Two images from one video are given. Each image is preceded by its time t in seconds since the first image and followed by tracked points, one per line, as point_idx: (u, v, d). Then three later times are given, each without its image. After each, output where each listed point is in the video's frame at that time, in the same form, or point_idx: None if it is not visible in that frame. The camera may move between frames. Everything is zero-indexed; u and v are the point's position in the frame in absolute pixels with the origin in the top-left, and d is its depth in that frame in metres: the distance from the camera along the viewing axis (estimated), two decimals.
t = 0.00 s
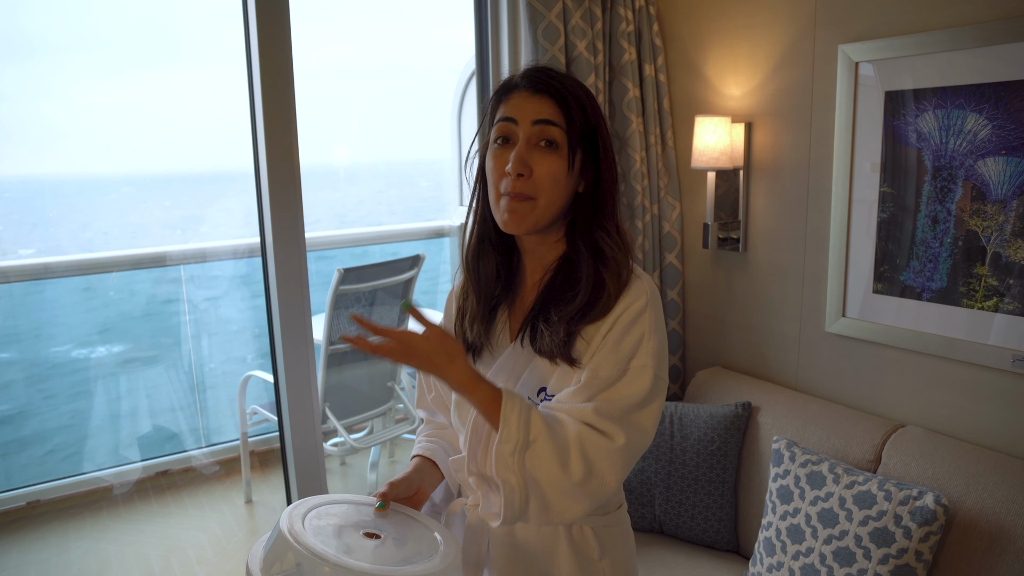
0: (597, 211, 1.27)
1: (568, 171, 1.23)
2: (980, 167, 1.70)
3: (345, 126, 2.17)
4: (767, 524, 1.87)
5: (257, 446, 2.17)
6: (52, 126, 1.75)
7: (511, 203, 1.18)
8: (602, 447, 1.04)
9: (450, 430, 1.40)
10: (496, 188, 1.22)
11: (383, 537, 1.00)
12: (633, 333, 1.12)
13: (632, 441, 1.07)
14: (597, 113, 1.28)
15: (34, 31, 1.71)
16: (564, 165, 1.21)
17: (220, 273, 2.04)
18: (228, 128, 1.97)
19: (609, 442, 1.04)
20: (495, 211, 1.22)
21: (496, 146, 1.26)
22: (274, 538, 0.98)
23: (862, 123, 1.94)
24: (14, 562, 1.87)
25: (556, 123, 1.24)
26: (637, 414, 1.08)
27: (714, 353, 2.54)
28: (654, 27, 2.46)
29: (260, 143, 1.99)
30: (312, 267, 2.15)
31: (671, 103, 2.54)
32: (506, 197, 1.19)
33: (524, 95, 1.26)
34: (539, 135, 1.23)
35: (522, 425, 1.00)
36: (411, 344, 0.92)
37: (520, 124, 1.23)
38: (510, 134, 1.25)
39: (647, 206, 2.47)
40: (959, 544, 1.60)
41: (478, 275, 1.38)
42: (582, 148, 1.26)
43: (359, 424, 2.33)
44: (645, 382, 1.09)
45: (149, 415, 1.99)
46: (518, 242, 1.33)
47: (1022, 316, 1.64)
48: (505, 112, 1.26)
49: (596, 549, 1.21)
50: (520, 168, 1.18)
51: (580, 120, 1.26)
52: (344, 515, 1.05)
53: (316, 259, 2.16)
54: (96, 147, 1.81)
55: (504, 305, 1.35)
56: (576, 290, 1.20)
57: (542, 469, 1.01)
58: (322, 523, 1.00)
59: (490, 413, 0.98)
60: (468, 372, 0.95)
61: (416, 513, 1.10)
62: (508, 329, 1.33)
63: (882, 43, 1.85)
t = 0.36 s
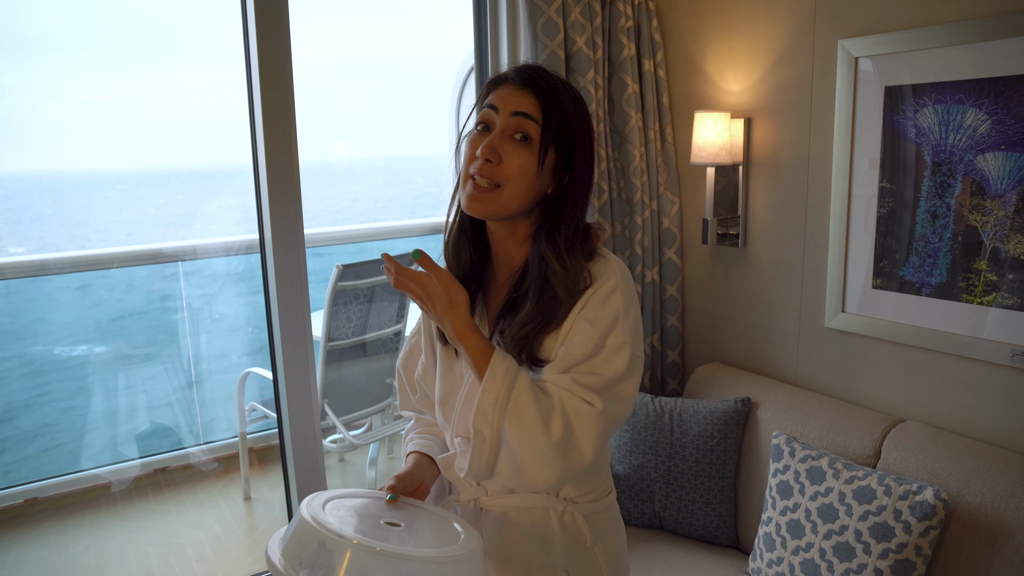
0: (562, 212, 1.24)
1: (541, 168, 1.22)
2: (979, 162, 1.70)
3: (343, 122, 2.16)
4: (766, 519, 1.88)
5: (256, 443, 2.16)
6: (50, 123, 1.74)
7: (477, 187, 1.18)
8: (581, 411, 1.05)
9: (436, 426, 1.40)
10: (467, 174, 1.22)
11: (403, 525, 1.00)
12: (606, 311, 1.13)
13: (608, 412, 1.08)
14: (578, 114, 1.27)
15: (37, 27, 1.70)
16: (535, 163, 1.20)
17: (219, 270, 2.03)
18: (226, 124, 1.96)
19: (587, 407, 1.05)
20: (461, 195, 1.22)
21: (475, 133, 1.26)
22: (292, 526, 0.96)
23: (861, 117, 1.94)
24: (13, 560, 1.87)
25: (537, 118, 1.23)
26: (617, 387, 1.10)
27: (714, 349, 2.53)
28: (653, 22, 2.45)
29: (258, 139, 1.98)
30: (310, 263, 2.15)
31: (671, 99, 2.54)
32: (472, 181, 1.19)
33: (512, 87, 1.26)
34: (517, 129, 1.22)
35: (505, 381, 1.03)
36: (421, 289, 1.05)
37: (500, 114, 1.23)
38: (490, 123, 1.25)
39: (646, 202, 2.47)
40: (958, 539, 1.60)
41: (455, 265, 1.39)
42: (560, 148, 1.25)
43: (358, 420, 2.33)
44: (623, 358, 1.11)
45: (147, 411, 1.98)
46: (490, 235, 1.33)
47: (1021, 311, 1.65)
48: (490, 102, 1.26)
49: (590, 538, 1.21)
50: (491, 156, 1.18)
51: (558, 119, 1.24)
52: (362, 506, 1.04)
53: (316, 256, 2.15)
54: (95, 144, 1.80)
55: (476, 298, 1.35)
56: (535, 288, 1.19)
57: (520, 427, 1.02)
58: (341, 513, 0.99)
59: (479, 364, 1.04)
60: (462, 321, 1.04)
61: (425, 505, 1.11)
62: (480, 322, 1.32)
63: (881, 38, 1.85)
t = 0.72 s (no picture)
0: (539, 219, 1.23)
1: (513, 182, 1.20)
2: (971, 163, 1.71)
3: (338, 123, 2.16)
4: (761, 520, 1.88)
5: (249, 445, 2.15)
6: (43, 123, 1.73)
7: (454, 212, 1.19)
8: (547, 429, 1.04)
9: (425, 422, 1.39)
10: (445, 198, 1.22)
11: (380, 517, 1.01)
12: (585, 319, 1.12)
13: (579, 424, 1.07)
14: (541, 117, 1.22)
15: (36, 28, 1.70)
16: (506, 179, 1.19)
17: (213, 272, 2.03)
18: (221, 125, 1.96)
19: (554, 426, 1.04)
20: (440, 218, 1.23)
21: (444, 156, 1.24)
22: (271, 513, 0.97)
23: (854, 119, 1.95)
24: (4, 564, 1.85)
25: (500, 131, 1.20)
26: (586, 399, 1.09)
27: (709, 350, 2.54)
28: (647, 24, 2.46)
29: (253, 140, 1.98)
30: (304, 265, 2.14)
31: (665, 100, 2.54)
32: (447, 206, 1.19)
33: (472, 103, 1.22)
34: (483, 146, 1.20)
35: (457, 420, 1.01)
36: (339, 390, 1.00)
37: (463, 137, 1.21)
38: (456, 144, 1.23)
39: (639, 203, 2.48)
40: (951, 538, 1.61)
41: (444, 271, 1.38)
42: (528, 155, 1.22)
43: (352, 422, 2.32)
44: (599, 365, 1.10)
45: (140, 414, 1.97)
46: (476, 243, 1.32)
47: (1013, 312, 1.66)
48: (453, 121, 1.23)
49: (575, 536, 1.22)
50: (460, 181, 1.17)
51: (520, 128, 1.20)
52: (341, 497, 1.05)
53: (310, 257, 2.15)
54: (88, 144, 1.79)
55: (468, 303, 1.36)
56: (518, 299, 1.20)
57: (483, 459, 1.01)
58: (319, 501, 1.00)
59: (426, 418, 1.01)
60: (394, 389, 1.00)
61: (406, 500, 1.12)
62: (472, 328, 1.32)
63: (874, 40, 1.86)
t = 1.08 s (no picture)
0: (530, 221, 1.23)
1: (503, 186, 1.20)
2: (966, 165, 1.71)
3: (334, 126, 2.16)
4: (758, 521, 1.88)
5: (246, 449, 2.15)
6: (40, 126, 1.73)
7: (447, 220, 1.19)
8: (546, 434, 1.05)
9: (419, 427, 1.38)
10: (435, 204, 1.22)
11: (372, 523, 1.01)
12: (577, 323, 1.13)
13: (575, 428, 1.08)
14: (527, 118, 1.21)
15: (34, 32, 1.70)
16: (496, 183, 1.18)
17: (210, 275, 2.02)
18: (217, 128, 1.96)
19: (552, 431, 1.06)
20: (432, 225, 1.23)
21: (431, 162, 1.23)
22: (264, 520, 0.97)
23: (849, 120, 1.96)
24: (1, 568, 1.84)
25: (489, 137, 1.19)
26: (584, 401, 1.10)
27: (705, 351, 2.54)
28: (643, 26, 2.46)
29: (249, 144, 1.98)
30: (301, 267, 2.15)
31: (660, 102, 2.55)
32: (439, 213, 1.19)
33: (458, 110, 1.21)
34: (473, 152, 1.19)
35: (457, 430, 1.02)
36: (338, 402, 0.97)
37: (451, 143, 1.20)
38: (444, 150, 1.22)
39: (635, 205, 2.48)
40: (947, 538, 1.61)
41: (433, 273, 1.36)
42: (518, 157, 1.21)
43: (349, 425, 2.32)
44: (592, 370, 1.10)
45: (136, 417, 1.96)
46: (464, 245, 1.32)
47: (1007, 313, 1.66)
48: (439, 127, 1.22)
49: (570, 535, 1.22)
50: (452, 189, 1.17)
51: (508, 132, 1.19)
52: (334, 502, 1.05)
53: (307, 260, 2.15)
54: (84, 147, 1.79)
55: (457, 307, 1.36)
56: (508, 302, 1.19)
57: (484, 468, 1.02)
58: (313, 508, 1.00)
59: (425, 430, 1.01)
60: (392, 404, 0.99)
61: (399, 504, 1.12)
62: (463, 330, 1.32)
63: (869, 42, 1.87)
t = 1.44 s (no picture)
0: (531, 220, 1.24)
1: (510, 183, 1.21)
2: (963, 166, 1.72)
3: (332, 129, 2.17)
4: (757, 522, 1.88)
5: (246, 451, 2.15)
6: (40, 130, 1.73)
7: (452, 211, 1.19)
8: (611, 432, 1.07)
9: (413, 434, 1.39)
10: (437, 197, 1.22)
11: (345, 534, 1.00)
12: (588, 325, 1.14)
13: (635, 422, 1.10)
14: (535, 120, 1.25)
15: (36, 37, 1.71)
16: (504, 179, 1.20)
17: (209, 278, 2.03)
18: (216, 131, 1.97)
19: (620, 428, 1.07)
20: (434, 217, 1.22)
21: (438, 154, 1.24)
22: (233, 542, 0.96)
23: (846, 122, 1.96)
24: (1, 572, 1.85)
25: (498, 134, 1.21)
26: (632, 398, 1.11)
27: (704, 352, 2.55)
28: (640, 28, 2.47)
29: (248, 147, 1.98)
30: (301, 270, 2.15)
31: (659, 103, 2.55)
32: (445, 204, 1.19)
33: (470, 105, 1.23)
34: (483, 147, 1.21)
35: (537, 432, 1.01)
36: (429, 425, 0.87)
37: (462, 136, 1.21)
38: (453, 143, 1.23)
39: (634, 206, 2.48)
40: (946, 538, 1.61)
41: (424, 273, 1.37)
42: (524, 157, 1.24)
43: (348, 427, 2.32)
44: (625, 367, 1.12)
45: (136, 420, 1.96)
46: (455, 244, 1.31)
47: (1005, 313, 1.67)
48: (449, 121, 1.24)
49: (570, 536, 1.20)
50: (462, 179, 1.17)
51: (517, 132, 1.22)
52: (306, 517, 1.04)
53: (306, 263, 2.15)
54: (84, 150, 1.79)
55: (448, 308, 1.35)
56: (509, 297, 1.19)
57: (566, 470, 1.03)
58: (283, 525, 0.99)
59: (512, 436, 0.97)
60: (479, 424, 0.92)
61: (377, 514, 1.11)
62: (455, 330, 1.32)
63: (865, 43, 1.87)
